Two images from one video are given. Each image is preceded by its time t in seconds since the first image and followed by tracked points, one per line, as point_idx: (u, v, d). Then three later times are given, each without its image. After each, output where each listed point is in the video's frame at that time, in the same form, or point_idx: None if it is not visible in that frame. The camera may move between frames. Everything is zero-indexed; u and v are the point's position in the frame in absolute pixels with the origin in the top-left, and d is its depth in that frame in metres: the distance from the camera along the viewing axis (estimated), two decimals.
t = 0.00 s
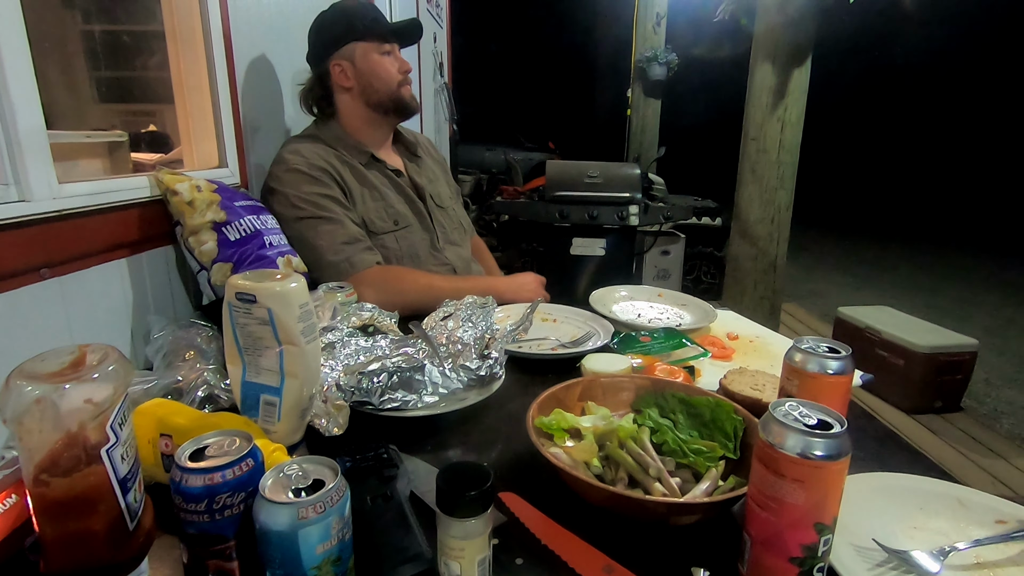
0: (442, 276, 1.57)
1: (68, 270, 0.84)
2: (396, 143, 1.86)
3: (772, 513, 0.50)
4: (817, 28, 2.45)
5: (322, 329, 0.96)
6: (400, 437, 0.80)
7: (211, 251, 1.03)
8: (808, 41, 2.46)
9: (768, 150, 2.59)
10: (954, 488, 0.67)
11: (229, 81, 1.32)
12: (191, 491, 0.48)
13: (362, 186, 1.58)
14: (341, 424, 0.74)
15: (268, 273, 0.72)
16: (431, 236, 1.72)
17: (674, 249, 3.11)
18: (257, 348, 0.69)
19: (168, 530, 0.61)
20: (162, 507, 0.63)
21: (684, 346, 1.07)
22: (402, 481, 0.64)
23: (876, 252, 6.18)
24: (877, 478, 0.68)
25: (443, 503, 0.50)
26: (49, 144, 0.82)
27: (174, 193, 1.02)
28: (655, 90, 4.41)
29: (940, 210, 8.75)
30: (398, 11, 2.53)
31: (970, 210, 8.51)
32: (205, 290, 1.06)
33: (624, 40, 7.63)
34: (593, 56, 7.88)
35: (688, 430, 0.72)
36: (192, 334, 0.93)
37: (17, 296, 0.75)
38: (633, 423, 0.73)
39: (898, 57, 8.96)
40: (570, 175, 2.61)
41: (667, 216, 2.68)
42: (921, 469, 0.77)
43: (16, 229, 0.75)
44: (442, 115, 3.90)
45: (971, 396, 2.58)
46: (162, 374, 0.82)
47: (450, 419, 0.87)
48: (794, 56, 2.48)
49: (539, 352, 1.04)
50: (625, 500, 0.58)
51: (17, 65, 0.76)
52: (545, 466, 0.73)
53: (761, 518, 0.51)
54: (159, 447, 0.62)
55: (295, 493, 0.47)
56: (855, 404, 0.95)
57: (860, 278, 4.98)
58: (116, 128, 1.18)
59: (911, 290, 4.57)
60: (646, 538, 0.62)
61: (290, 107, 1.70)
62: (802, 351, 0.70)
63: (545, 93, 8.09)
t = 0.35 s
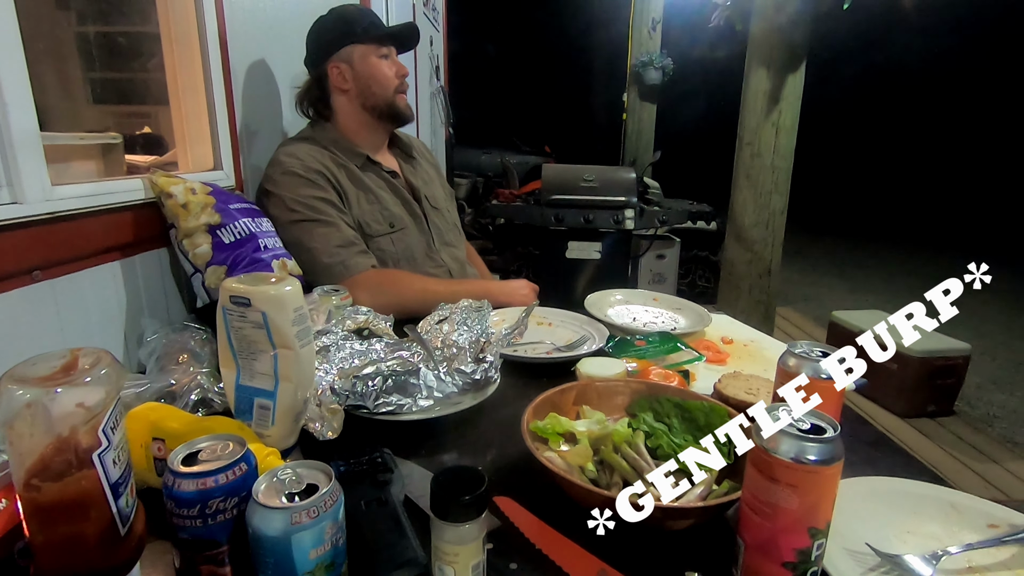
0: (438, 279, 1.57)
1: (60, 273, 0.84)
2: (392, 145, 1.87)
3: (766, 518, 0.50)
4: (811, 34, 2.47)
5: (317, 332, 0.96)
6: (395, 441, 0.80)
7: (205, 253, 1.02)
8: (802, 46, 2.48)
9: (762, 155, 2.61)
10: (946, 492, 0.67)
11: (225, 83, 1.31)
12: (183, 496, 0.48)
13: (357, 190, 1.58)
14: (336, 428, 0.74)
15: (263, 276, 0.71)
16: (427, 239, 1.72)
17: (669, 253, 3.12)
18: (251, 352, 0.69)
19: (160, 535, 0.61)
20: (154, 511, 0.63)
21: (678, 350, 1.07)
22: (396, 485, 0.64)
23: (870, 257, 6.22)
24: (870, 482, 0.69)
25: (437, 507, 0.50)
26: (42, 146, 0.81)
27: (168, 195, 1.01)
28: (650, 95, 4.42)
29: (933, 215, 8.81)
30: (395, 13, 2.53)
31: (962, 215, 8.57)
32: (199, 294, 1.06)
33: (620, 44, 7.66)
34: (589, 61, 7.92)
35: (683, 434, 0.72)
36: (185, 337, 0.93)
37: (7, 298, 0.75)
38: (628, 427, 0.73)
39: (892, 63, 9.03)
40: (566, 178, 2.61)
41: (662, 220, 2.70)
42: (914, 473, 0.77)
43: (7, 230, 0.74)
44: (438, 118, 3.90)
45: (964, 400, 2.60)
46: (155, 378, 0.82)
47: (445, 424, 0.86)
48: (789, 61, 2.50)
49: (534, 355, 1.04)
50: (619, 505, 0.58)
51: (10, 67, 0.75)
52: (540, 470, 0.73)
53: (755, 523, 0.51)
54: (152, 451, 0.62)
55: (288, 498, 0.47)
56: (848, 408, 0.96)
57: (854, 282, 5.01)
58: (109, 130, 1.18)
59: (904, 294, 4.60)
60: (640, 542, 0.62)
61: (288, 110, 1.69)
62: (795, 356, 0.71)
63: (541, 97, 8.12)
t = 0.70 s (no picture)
0: (434, 283, 1.57)
1: (54, 276, 0.83)
2: (390, 150, 1.87)
3: (759, 524, 0.50)
4: (805, 42, 2.49)
5: (312, 336, 0.96)
6: (390, 446, 0.80)
7: (200, 257, 1.02)
8: (797, 53, 2.50)
9: (757, 161, 2.62)
10: (938, 498, 0.68)
11: (221, 88, 1.32)
12: (175, 502, 0.48)
13: (354, 194, 1.58)
14: (329, 433, 0.74)
15: (258, 280, 0.71)
16: (424, 244, 1.72)
17: (665, 258, 3.13)
18: (245, 357, 0.69)
19: (152, 541, 0.60)
20: (145, 517, 0.63)
21: (674, 356, 1.07)
22: (391, 490, 0.64)
23: (864, 262, 6.26)
24: (863, 488, 0.69)
25: (431, 513, 0.50)
26: (36, 149, 0.81)
27: (163, 199, 1.01)
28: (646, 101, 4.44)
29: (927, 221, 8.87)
30: (392, 18, 2.54)
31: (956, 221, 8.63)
32: (193, 298, 1.05)
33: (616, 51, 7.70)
34: (585, 66, 7.95)
35: (677, 439, 0.73)
36: (179, 341, 0.92)
37: None
38: (622, 432, 0.73)
39: (885, 70, 9.10)
40: (562, 183, 2.63)
41: (659, 225, 2.73)
42: (907, 479, 0.78)
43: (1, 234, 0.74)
44: (435, 122, 3.91)
45: (957, 406, 2.61)
46: (148, 382, 0.81)
47: (440, 428, 0.86)
48: (783, 69, 2.52)
49: (530, 360, 1.05)
50: (613, 511, 0.58)
51: (5, 70, 0.75)
52: (534, 476, 0.73)
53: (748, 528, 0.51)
54: (144, 457, 0.62)
55: (281, 504, 0.47)
56: (842, 414, 0.96)
57: (848, 288, 5.04)
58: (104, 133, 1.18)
59: (897, 300, 4.62)
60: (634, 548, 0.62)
61: (284, 114, 1.69)
62: (789, 362, 0.71)
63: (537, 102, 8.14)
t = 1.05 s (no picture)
0: (431, 283, 1.57)
1: (49, 274, 0.83)
2: (388, 150, 1.86)
3: (758, 524, 0.50)
4: (803, 42, 2.49)
5: (309, 336, 0.96)
6: (387, 446, 0.80)
7: (197, 256, 1.02)
8: (795, 54, 2.50)
9: (755, 162, 2.62)
10: (936, 498, 0.68)
11: (217, 85, 1.31)
12: (171, 502, 0.47)
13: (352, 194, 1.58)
14: (326, 433, 0.73)
15: (255, 279, 0.71)
16: (422, 244, 1.72)
17: (663, 259, 3.13)
18: (242, 356, 0.68)
19: (148, 542, 0.60)
20: (141, 516, 0.62)
21: (671, 355, 1.07)
22: (388, 491, 0.63)
23: (861, 263, 6.27)
24: (861, 488, 0.69)
25: (428, 513, 0.50)
26: (32, 147, 0.80)
27: (160, 197, 1.01)
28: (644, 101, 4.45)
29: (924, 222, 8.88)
30: (390, 17, 2.54)
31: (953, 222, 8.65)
32: (190, 296, 1.05)
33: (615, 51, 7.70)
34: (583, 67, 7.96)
35: (675, 439, 0.73)
36: (176, 340, 0.92)
37: None
38: (620, 432, 0.73)
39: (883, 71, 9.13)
40: (560, 183, 2.63)
41: (656, 225, 2.74)
42: (905, 479, 0.78)
43: None
44: (433, 122, 3.91)
45: (953, 406, 2.62)
46: (144, 381, 0.81)
47: (438, 428, 0.86)
48: (781, 69, 2.52)
49: (528, 360, 1.04)
50: (611, 511, 0.58)
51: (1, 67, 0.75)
52: (533, 476, 0.73)
53: (747, 529, 0.51)
54: (139, 456, 0.61)
55: (278, 504, 0.46)
56: (839, 414, 0.96)
57: (845, 288, 5.05)
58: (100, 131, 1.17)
59: (894, 300, 4.64)
60: (632, 548, 0.62)
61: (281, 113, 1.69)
62: (787, 362, 0.71)
63: (536, 102, 8.15)
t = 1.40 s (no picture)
0: (429, 282, 1.57)
1: (45, 271, 0.83)
2: (386, 149, 1.86)
3: (756, 522, 0.50)
4: (802, 44, 2.50)
5: (306, 334, 0.95)
6: (385, 444, 0.79)
7: (194, 253, 1.01)
8: (793, 55, 2.51)
9: (753, 162, 2.63)
10: (932, 497, 0.68)
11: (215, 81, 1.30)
12: (167, 498, 0.47)
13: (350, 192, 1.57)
14: (324, 430, 0.73)
15: (252, 276, 0.71)
16: (419, 242, 1.72)
17: (660, 259, 3.13)
18: (240, 353, 0.68)
19: (145, 539, 0.60)
20: (136, 513, 0.62)
21: (669, 355, 1.07)
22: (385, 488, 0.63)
23: (858, 264, 6.29)
24: (858, 487, 0.69)
25: (426, 511, 0.50)
26: (28, 143, 0.80)
27: (157, 194, 1.00)
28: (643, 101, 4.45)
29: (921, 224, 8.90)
30: (389, 15, 2.53)
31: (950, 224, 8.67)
32: (187, 294, 1.04)
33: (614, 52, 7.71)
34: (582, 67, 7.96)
35: (673, 438, 0.72)
36: (172, 338, 0.92)
37: None
38: (618, 431, 0.73)
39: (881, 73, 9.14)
40: (558, 183, 2.63)
41: (654, 225, 2.74)
42: (902, 478, 0.78)
43: None
44: (431, 121, 3.90)
45: (949, 407, 2.63)
46: (140, 378, 0.81)
47: (436, 426, 0.86)
48: (779, 70, 2.52)
49: (525, 359, 1.04)
50: (609, 508, 0.58)
51: None
52: (531, 474, 0.73)
53: (745, 527, 0.51)
54: (135, 453, 0.61)
55: (275, 501, 0.46)
56: (836, 414, 0.97)
57: (842, 290, 5.06)
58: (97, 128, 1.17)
59: (891, 301, 4.65)
60: (630, 547, 0.62)
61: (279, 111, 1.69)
62: (785, 361, 0.71)
63: (534, 103, 8.15)
